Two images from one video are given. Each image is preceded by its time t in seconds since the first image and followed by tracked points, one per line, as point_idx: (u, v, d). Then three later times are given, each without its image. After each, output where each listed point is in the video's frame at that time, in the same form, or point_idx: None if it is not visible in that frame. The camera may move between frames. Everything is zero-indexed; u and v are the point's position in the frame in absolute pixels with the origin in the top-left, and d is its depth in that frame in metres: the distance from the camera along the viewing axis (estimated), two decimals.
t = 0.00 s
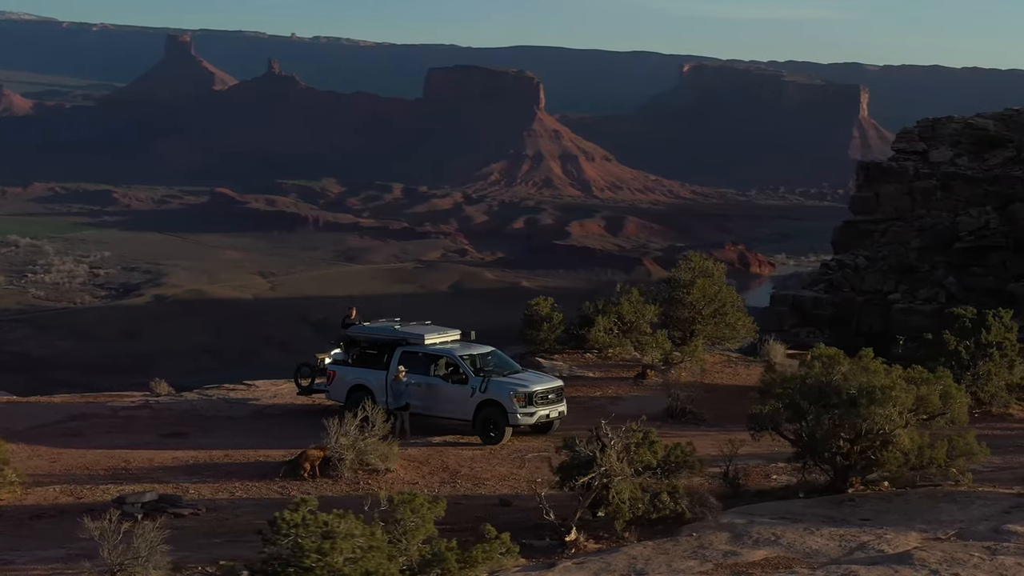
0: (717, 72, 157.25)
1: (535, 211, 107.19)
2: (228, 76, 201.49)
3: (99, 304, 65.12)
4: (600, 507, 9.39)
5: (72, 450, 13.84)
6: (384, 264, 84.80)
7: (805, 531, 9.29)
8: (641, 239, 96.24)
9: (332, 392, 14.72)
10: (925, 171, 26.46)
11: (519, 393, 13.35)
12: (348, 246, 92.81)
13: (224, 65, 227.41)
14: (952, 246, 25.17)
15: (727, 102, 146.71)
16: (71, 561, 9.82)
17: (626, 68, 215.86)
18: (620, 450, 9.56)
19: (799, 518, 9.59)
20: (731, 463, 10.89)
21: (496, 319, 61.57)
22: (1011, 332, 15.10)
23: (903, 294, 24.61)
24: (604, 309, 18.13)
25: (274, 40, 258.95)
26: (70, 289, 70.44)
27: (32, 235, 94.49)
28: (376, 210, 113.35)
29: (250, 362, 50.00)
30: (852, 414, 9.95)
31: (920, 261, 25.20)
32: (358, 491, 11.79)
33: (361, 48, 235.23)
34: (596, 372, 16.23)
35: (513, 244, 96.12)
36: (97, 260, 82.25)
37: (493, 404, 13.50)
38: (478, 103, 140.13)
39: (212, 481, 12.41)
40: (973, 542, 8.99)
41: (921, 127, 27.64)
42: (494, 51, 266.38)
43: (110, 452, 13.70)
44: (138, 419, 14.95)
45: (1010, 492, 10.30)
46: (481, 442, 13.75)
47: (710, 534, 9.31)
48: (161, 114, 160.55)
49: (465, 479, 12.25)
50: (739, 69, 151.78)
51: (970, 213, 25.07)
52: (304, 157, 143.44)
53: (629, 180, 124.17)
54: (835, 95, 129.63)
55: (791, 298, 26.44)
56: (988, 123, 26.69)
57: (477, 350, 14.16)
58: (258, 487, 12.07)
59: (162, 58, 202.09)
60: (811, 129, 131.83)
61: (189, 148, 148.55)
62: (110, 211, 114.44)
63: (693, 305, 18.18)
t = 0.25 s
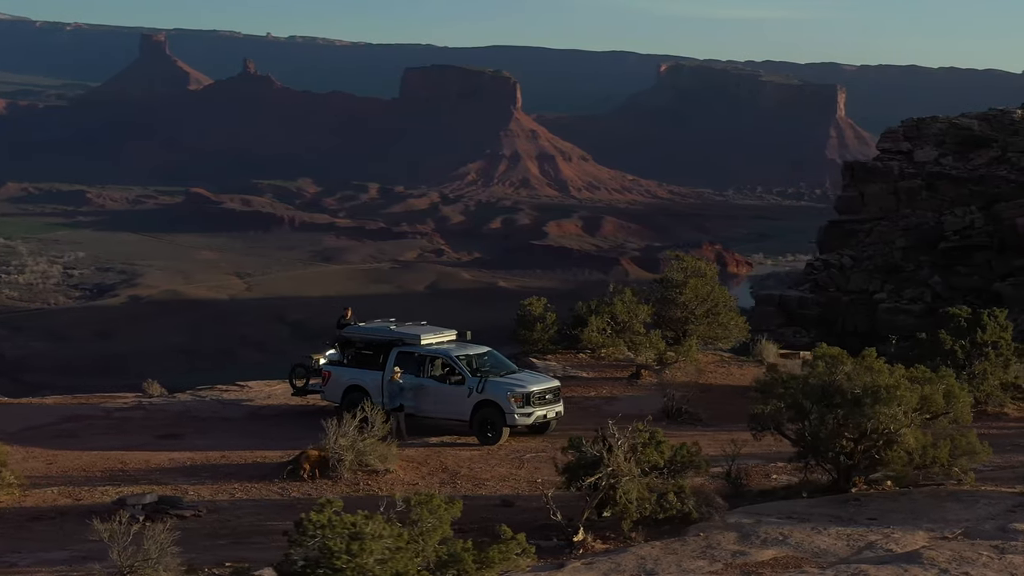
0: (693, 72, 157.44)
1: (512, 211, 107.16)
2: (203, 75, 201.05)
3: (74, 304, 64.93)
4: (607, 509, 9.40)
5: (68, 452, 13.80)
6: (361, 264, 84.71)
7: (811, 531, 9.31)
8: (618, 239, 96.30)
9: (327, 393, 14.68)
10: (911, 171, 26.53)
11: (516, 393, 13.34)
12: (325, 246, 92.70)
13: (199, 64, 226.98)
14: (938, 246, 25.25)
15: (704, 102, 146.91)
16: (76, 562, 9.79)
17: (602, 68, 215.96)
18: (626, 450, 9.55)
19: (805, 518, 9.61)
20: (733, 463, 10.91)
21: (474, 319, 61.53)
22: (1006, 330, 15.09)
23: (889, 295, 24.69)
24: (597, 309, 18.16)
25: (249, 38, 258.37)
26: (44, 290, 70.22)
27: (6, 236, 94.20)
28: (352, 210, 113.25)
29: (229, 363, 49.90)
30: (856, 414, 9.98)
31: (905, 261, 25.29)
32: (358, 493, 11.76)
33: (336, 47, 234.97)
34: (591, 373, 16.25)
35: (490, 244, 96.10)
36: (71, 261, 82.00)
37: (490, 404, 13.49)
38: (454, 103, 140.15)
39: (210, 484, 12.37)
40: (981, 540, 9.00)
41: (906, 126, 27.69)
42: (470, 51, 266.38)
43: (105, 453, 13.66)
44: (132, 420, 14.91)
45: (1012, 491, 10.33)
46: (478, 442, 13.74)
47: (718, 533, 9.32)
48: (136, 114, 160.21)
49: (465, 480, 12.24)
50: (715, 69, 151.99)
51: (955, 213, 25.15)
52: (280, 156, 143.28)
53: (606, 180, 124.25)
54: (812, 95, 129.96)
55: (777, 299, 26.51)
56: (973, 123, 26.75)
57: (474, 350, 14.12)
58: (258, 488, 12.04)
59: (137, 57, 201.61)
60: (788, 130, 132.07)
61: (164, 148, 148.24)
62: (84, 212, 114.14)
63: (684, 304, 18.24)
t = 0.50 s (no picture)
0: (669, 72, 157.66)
1: (488, 211, 107.14)
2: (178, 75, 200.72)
3: (50, 305, 64.71)
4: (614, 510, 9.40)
5: (63, 453, 13.74)
6: (338, 264, 84.58)
7: (818, 530, 9.32)
8: (595, 239, 96.35)
9: (322, 393, 14.65)
10: (895, 171, 26.60)
11: (514, 393, 13.34)
12: (301, 246, 92.56)
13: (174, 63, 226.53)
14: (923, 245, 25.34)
15: (681, 102, 147.14)
16: (80, 565, 9.75)
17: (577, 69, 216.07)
18: (633, 449, 9.55)
19: (812, 517, 9.62)
20: (735, 461, 10.93)
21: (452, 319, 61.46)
22: (998, 328, 15.18)
23: (875, 294, 24.76)
24: (591, 309, 18.14)
25: (224, 38, 257.76)
26: (19, 291, 70.01)
27: None
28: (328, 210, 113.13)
29: (207, 364, 49.80)
30: (859, 413, 10.00)
31: (891, 260, 25.34)
32: (358, 492, 11.73)
33: (312, 46, 234.69)
34: (585, 372, 16.24)
35: (467, 243, 96.06)
36: (46, 261, 81.76)
37: (488, 405, 13.47)
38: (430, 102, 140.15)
39: (208, 484, 12.34)
40: (988, 539, 9.03)
41: (889, 126, 27.75)
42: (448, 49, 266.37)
43: (101, 455, 13.60)
44: (126, 422, 14.89)
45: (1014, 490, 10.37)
46: (474, 442, 13.73)
47: (724, 534, 9.34)
48: (110, 113, 159.83)
49: (465, 480, 12.23)
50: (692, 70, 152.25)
51: (940, 212, 25.22)
52: (255, 156, 143.09)
53: (583, 180, 124.32)
54: (789, 95, 130.27)
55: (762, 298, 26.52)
56: (958, 122, 26.82)
57: (470, 349, 14.11)
58: (256, 489, 12.00)
59: (111, 56, 201.15)
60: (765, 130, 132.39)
61: (139, 147, 147.94)
62: (58, 212, 113.83)
63: (678, 305, 18.09)
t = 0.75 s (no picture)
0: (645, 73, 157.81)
1: (465, 211, 107.06)
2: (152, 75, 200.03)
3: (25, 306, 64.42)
4: (622, 510, 9.41)
5: (58, 455, 13.68)
6: (314, 265, 84.40)
7: (825, 529, 9.35)
8: (572, 239, 96.34)
9: (316, 394, 14.61)
10: (880, 170, 26.66)
11: (511, 393, 13.37)
12: (276, 247, 92.36)
13: (148, 63, 226.01)
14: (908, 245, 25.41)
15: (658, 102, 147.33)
16: (83, 568, 9.72)
17: (553, 69, 216.03)
18: (640, 448, 9.55)
19: (818, 516, 9.63)
20: (737, 461, 10.94)
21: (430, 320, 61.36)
22: (991, 327, 15.26)
23: (860, 293, 24.83)
24: (582, 309, 18.21)
25: (198, 37, 257.08)
26: None
27: None
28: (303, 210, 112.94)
29: (183, 365, 49.63)
30: (863, 412, 10.03)
31: (876, 258, 25.42)
32: (360, 492, 11.70)
33: (287, 47, 234.36)
34: (581, 372, 16.27)
35: (443, 243, 96.00)
36: (20, 262, 81.45)
37: (486, 406, 13.49)
38: (406, 102, 140.13)
39: (207, 484, 12.30)
40: (996, 538, 9.06)
41: (875, 125, 27.76)
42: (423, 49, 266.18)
43: (95, 457, 13.53)
44: (119, 423, 14.82)
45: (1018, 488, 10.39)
46: (471, 443, 13.72)
47: (731, 533, 9.36)
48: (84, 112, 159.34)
49: (464, 480, 12.23)
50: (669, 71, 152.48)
51: (925, 212, 25.32)
52: (230, 156, 142.83)
53: (560, 180, 124.33)
54: (765, 95, 130.59)
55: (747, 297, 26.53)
56: (942, 123, 26.91)
57: (466, 351, 14.05)
58: (255, 490, 11.96)
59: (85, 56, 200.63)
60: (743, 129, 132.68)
61: (113, 146, 147.57)
62: (31, 212, 113.38)
63: (669, 304, 18.19)
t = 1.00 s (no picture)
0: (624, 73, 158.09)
1: (442, 211, 107.01)
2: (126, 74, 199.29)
3: None
4: (628, 511, 9.41)
5: (54, 457, 13.61)
6: (290, 265, 84.17)
7: (829, 529, 9.36)
8: (549, 239, 96.32)
9: (311, 395, 14.57)
10: (865, 170, 26.70)
11: (509, 394, 13.37)
12: (252, 247, 92.09)
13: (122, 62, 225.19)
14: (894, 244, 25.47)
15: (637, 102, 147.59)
16: (89, 570, 9.68)
17: (529, 69, 215.86)
18: (646, 449, 9.55)
19: (822, 516, 9.65)
20: (740, 460, 10.95)
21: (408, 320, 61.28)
22: (983, 325, 15.31)
23: (846, 293, 24.90)
24: (575, 309, 18.23)
25: (174, 36, 256.80)
26: None
27: None
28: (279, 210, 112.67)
29: (161, 366, 49.43)
30: (867, 411, 10.04)
31: (861, 258, 25.48)
32: (360, 494, 11.67)
33: (262, 47, 233.74)
34: (575, 371, 16.30)
35: (420, 243, 95.87)
36: None
37: (482, 406, 13.49)
38: (383, 102, 140.02)
39: (205, 485, 12.25)
40: (1002, 536, 9.09)
41: (858, 125, 27.83)
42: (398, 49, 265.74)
43: (91, 458, 13.47)
44: (114, 425, 14.76)
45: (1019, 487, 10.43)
46: (468, 443, 13.71)
47: (739, 533, 9.37)
48: (58, 111, 158.77)
49: (464, 480, 12.22)
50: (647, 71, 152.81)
51: (910, 212, 25.40)
52: (206, 156, 142.52)
53: (536, 180, 124.31)
54: (743, 95, 130.79)
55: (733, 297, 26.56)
56: (927, 122, 26.95)
57: (462, 352, 14.04)
58: (253, 491, 11.93)
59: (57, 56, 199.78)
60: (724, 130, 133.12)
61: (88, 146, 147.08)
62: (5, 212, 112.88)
63: (661, 305, 18.20)
